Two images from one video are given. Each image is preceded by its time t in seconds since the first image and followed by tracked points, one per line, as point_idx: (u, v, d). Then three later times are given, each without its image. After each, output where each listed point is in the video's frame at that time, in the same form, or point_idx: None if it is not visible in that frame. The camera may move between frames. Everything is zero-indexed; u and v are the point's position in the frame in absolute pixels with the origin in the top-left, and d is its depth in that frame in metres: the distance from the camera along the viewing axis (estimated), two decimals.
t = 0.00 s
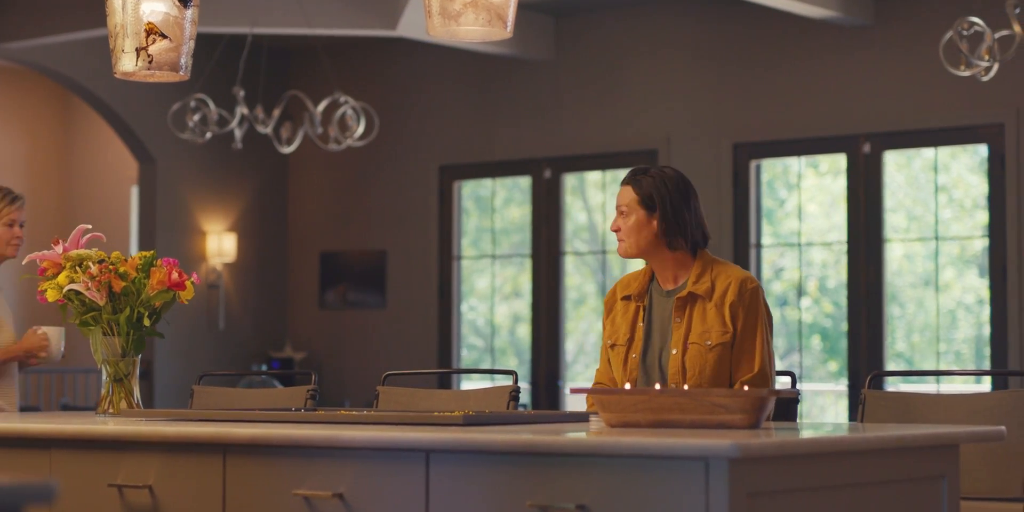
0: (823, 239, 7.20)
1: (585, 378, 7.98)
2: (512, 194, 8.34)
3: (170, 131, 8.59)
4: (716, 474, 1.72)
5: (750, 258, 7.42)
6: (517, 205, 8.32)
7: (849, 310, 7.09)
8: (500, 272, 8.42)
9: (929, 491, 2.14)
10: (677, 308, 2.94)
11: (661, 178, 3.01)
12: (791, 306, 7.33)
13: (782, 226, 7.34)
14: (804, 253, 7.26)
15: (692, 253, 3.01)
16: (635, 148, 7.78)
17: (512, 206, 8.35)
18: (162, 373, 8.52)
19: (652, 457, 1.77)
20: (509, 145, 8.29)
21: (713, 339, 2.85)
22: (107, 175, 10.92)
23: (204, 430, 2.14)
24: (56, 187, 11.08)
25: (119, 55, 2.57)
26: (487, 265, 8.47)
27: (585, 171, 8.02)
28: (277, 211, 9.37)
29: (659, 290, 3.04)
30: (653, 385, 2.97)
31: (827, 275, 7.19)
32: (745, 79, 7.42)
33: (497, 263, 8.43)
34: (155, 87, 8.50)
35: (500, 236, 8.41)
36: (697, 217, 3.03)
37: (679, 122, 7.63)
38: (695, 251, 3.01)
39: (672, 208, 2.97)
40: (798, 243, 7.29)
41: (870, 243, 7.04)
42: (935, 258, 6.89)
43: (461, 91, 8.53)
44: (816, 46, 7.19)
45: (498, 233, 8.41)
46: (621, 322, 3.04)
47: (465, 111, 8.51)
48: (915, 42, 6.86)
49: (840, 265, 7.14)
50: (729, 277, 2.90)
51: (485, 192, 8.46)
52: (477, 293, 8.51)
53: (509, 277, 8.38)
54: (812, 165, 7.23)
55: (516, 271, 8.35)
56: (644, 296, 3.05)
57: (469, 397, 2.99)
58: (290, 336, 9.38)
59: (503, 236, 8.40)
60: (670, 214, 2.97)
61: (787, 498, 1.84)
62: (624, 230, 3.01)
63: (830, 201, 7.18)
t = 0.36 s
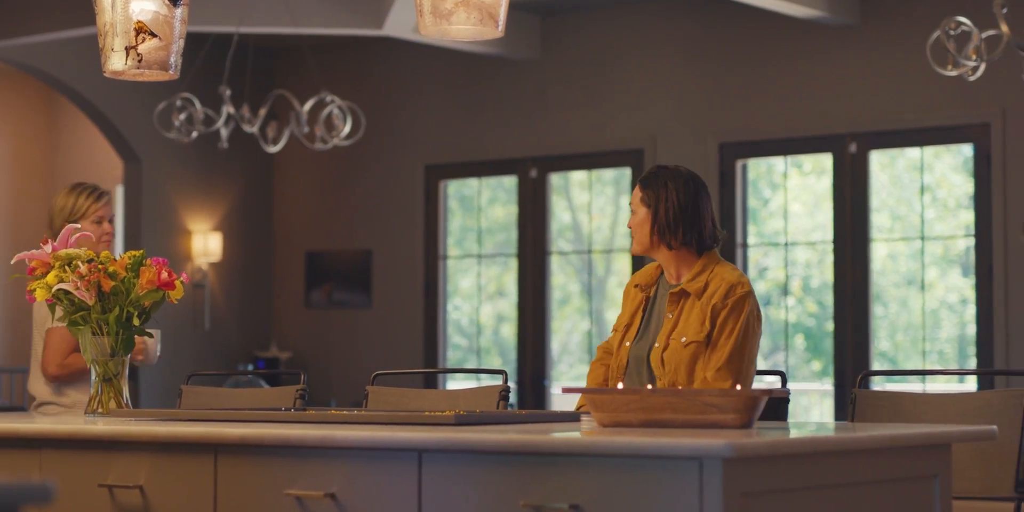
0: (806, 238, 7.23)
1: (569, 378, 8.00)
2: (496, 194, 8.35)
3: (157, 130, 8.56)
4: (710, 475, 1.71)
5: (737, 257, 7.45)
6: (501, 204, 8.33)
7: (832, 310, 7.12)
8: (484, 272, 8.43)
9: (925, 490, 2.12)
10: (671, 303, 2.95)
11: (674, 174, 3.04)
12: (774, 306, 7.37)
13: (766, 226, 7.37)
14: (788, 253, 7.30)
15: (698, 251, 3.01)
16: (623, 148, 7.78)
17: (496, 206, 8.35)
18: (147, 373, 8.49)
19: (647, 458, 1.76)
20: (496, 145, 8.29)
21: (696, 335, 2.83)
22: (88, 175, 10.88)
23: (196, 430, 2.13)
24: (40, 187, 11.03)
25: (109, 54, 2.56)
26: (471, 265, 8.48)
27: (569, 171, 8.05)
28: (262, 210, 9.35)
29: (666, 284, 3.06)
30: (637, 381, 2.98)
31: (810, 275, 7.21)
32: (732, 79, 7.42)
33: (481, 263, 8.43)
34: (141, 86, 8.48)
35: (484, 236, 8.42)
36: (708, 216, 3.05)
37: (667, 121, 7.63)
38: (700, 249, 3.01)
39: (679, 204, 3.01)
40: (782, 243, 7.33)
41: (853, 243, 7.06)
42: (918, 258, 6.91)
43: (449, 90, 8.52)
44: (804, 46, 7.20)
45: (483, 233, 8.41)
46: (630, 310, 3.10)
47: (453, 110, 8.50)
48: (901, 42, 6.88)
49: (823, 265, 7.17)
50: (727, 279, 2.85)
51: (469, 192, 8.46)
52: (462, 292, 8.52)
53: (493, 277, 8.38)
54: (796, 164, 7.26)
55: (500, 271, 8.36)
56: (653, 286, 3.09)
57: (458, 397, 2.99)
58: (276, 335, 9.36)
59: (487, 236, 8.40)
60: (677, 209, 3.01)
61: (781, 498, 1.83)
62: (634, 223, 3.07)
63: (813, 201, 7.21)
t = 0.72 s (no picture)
0: (789, 238, 7.26)
1: (552, 378, 8.03)
2: (478, 194, 8.35)
3: (142, 130, 8.54)
4: (703, 474, 1.58)
5: (721, 257, 7.47)
6: (484, 204, 8.33)
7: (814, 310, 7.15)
8: (466, 273, 8.44)
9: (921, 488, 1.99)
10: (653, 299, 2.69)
11: (674, 171, 2.74)
12: (756, 306, 7.40)
13: (749, 226, 7.40)
14: (771, 253, 7.33)
15: (693, 250, 2.74)
16: (611, 148, 7.77)
17: (478, 206, 8.36)
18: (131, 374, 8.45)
19: (641, 457, 1.62)
20: (483, 144, 8.27)
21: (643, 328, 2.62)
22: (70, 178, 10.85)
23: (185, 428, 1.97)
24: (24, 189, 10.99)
25: (98, 53, 2.54)
26: (453, 266, 8.48)
27: (552, 171, 8.05)
28: (247, 210, 9.33)
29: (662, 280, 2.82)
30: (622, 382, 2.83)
31: (792, 275, 7.25)
32: (720, 78, 7.42)
33: (464, 264, 8.44)
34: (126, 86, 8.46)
35: (467, 236, 8.43)
36: (709, 216, 2.75)
37: (654, 121, 7.62)
38: (695, 249, 2.74)
39: (676, 204, 2.71)
40: (765, 243, 7.36)
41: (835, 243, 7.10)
42: (900, 258, 6.95)
43: (435, 90, 8.50)
44: (792, 46, 7.20)
45: (465, 234, 8.42)
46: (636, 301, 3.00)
47: (439, 109, 8.48)
48: (887, 42, 6.90)
49: (805, 265, 7.20)
50: (703, 288, 2.53)
51: (452, 192, 8.47)
52: (444, 292, 8.52)
53: (476, 277, 8.39)
54: (778, 165, 7.28)
55: (483, 271, 8.36)
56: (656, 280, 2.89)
57: (446, 397, 2.96)
58: (260, 336, 9.32)
59: (469, 237, 8.41)
60: (674, 207, 2.72)
61: (781, 498, 1.71)
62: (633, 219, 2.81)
63: (795, 201, 7.24)
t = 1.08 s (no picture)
0: (770, 239, 7.29)
1: (534, 378, 8.04)
2: (460, 194, 8.36)
3: (124, 129, 8.52)
4: (695, 475, 1.58)
5: (705, 257, 7.48)
6: (465, 204, 8.33)
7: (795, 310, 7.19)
8: (447, 273, 8.44)
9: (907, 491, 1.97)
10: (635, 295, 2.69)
11: (655, 169, 2.70)
12: (737, 306, 7.43)
13: (731, 226, 7.43)
14: (752, 253, 7.36)
15: (673, 246, 2.69)
16: (597, 147, 7.77)
17: (460, 206, 8.36)
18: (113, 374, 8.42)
19: (629, 457, 1.62)
20: (468, 144, 8.26)
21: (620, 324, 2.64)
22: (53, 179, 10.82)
23: (174, 430, 1.96)
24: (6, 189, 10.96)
25: (84, 52, 2.53)
26: (435, 266, 8.48)
27: (535, 171, 8.06)
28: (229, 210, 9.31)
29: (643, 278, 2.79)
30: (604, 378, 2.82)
31: (773, 275, 7.28)
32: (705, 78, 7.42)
33: (444, 264, 8.44)
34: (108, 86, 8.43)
35: (448, 236, 8.43)
36: (690, 213, 2.71)
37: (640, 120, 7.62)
38: (675, 245, 2.69)
39: (657, 199, 2.67)
40: (746, 243, 7.38)
41: (815, 243, 7.13)
42: (881, 258, 6.98)
43: (420, 89, 8.49)
44: (778, 46, 7.21)
45: (447, 233, 8.42)
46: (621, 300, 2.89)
47: (425, 109, 8.47)
48: (872, 41, 6.92)
49: (786, 265, 7.24)
50: (676, 285, 2.52)
51: (433, 192, 8.47)
52: (425, 292, 8.52)
53: (457, 277, 8.39)
54: (760, 165, 7.31)
55: (464, 271, 8.37)
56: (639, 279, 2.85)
57: (433, 397, 2.95)
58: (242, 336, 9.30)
59: (451, 237, 8.41)
60: (652, 203, 2.68)
61: (772, 497, 1.70)
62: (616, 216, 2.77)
63: (776, 201, 7.27)
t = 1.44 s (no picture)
0: (755, 239, 7.30)
1: (521, 379, 8.04)
2: (446, 194, 8.37)
3: (112, 128, 8.51)
4: (694, 476, 1.57)
5: (694, 258, 7.47)
6: (452, 204, 8.34)
7: (780, 310, 7.21)
8: (432, 273, 8.44)
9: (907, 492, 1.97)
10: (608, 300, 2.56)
11: (625, 169, 2.56)
12: (723, 306, 7.44)
13: (717, 227, 7.43)
14: (738, 253, 7.37)
15: (643, 248, 2.55)
16: (589, 147, 7.77)
17: (447, 205, 8.36)
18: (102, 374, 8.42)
19: (627, 458, 1.62)
20: (460, 143, 8.25)
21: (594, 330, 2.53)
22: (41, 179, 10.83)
23: (169, 431, 1.95)
24: None
25: (77, 52, 2.52)
26: (421, 265, 8.48)
27: (522, 171, 8.07)
28: (218, 210, 9.30)
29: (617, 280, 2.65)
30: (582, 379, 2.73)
31: (759, 275, 7.29)
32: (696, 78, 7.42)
33: (430, 264, 8.44)
34: (97, 86, 8.42)
35: (434, 236, 8.43)
36: (659, 213, 2.56)
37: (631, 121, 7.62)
38: (645, 246, 2.54)
39: (625, 201, 2.54)
40: (733, 243, 7.39)
41: (800, 243, 7.14)
42: (867, 258, 7.00)
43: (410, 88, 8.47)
44: (770, 46, 7.21)
45: (434, 234, 8.42)
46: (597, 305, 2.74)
47: (416, 109, 8.46)
48: (862, 41, 6.93)
49: (772, 266, 7.25)
50: (643, 287, 2.39)
51: (420, 192, 8.47)
52: (412, 292, 8.53)
53: (444, 277, 8.38)
54: (746, 165, 7.32)
55: (450, 271, 8.36)
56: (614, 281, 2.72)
57: (427, 398, 2.94)
58: (230, 335, 9.30)
59: (437, 237, 8.41)
60: (620, 203, 2.55)
61: (771, 498, 1.70)
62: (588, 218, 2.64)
63: (763, 201, 7.28)
